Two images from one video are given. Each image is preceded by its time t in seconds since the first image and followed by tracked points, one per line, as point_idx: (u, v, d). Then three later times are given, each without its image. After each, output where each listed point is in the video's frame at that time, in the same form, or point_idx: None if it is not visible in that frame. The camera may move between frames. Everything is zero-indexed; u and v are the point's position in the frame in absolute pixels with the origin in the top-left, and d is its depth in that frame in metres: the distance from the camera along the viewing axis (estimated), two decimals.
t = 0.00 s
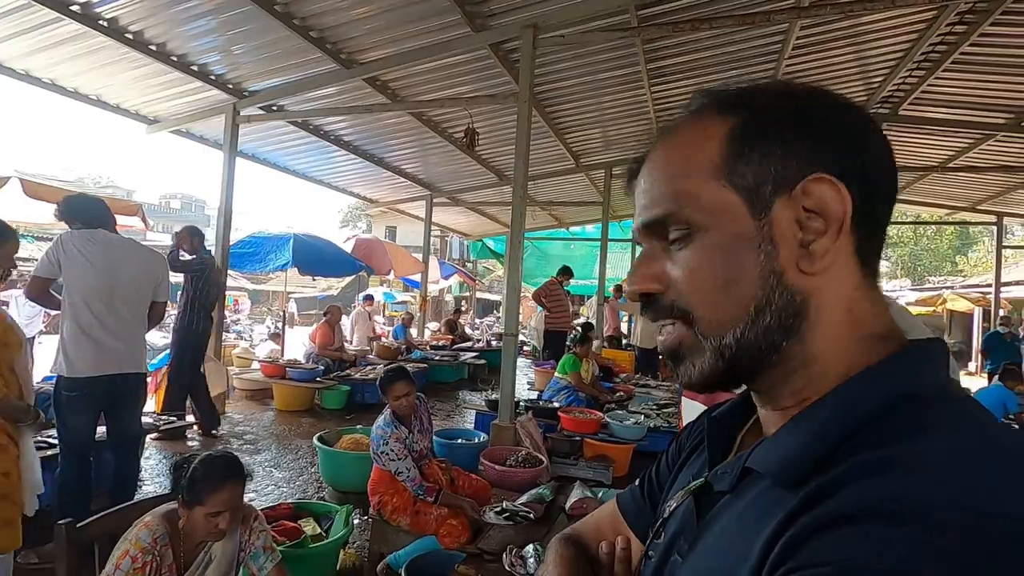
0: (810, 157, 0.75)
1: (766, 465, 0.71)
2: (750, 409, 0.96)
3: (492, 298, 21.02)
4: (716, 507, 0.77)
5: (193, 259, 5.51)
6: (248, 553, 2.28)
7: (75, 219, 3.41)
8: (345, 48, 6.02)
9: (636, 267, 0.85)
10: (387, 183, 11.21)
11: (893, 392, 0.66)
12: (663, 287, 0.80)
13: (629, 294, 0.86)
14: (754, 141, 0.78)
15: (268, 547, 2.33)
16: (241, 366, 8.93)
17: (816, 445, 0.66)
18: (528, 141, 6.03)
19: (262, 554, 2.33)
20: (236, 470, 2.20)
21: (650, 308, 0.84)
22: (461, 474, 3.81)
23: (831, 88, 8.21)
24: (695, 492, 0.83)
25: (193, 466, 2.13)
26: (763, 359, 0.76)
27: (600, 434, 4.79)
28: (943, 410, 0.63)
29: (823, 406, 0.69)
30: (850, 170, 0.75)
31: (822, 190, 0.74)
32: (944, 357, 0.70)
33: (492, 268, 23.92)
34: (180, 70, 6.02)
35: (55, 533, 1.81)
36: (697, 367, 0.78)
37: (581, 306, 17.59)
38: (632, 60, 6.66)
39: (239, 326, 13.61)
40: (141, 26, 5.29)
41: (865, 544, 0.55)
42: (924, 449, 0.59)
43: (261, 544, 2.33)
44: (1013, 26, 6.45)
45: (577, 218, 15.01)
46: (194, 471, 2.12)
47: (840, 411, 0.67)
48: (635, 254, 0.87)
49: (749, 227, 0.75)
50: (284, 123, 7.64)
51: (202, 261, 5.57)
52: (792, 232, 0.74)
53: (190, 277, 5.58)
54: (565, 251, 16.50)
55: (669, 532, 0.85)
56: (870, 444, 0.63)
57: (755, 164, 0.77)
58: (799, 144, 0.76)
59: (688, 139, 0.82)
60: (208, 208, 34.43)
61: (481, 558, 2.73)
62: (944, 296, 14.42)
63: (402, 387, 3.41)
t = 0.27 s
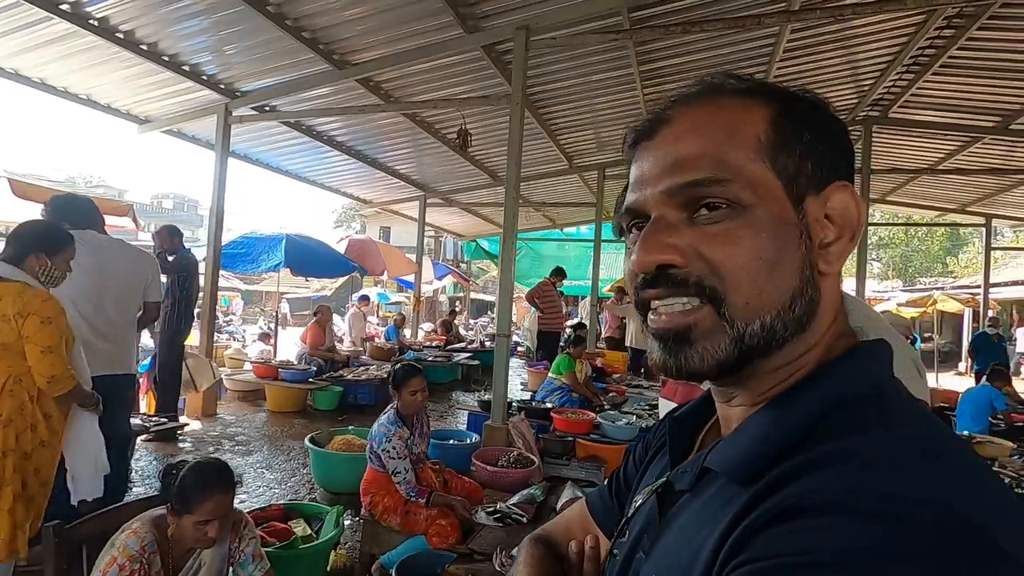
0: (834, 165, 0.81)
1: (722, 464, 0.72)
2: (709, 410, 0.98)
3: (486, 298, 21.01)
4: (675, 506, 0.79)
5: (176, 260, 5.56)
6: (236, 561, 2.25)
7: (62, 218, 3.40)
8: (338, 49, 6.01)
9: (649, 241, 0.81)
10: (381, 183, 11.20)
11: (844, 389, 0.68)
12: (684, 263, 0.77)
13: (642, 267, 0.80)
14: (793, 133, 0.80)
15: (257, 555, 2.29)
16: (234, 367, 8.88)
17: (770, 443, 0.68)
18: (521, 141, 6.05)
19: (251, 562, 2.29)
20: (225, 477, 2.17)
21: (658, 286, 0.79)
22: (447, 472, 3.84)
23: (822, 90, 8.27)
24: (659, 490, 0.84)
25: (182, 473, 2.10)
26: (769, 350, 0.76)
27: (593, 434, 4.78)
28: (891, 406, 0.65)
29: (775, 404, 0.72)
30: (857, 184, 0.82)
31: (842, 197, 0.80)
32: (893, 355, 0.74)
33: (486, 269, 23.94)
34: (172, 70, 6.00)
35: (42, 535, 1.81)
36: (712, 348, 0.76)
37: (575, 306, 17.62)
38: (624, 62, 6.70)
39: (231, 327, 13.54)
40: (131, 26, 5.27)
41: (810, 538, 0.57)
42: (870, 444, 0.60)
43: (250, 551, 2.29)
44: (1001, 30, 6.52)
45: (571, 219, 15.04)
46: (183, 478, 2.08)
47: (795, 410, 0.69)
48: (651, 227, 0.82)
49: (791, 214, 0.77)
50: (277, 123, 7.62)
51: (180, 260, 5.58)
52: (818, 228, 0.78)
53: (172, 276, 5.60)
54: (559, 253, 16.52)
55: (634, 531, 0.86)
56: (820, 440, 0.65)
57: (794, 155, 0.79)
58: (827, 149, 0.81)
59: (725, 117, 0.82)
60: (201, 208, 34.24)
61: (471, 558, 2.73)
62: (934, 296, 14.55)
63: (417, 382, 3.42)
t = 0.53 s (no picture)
0: (826, 173, 0.82)
1: (707, 466, 0.74)
2: (693, 411, 0.99)
3: (483, 299, 21.02)
4: (659, 507, 0.80)
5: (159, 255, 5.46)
6: (234, 560, 2.26)
7: (57, 219, 3.39)
8: (334, 50, 6.02)
9: (643, 242, 0.82)
10: (377, 184, 11.20)
11: (823, 393, 0.70)
12: (677, 266, 0.79)
13: (635, 267, 0.81)
14: (788, 138, 0.81)
15: (255, 554, 2.31)
16: (229, 367, 8.87)
17: (751, 447, 0.70)
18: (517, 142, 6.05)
19: (247, 562, 2.30)
20: (230, 476, 2.19)
21: (651, 287, 0.80)
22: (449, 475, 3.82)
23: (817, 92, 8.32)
24: (644, 491, 0.85)
25: (189, 470, 2.12)
26: (757, 354, 0.78)
27: (589, 435, 4.81)
28: (868, 410, 0.67)
29: (754, 408, 0.74)
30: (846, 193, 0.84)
31: (831, 206, 0.81)
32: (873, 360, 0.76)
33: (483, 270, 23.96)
34: (168, 70, 5.99)
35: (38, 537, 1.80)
36: (703, 351, 0.77)
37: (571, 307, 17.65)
38: (620, 64, 6.72)
39: (227, 327, 13.51)
40: (127, 26, 5.26)
41: (790, 544, 0.58)
42: (847, 450, 0.62)
43: (249, 551, 2.31)
44: (993, 33, 6.57)
45: (567, 219, 15.07)
46: (190, 475, 2.11)
47: (774, 414, 0.71)
48: (645, 227, 0.83)
49: (783, 220, 0.78)
50: (273, 124, 7.62)
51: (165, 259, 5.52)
52: (808, 235, 0.80)
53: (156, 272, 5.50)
54: (555, 253, 16.55)
55: (619, 530, 0.87)
56: (800, 444, 0.66)
57: (789, 162, 0.80)
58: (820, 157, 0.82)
59: (725, 119, 0.82)
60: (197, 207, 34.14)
61: (466, 558, 2.75)
62: (928, 297, 14.64)
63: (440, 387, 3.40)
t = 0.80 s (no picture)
0: (832, 175, 0.83)
1: (707, 465, 0.74)
2: (693, 411, 0.99)
3: (483, 300, 21.02)
4: (659, 507, 0.80)
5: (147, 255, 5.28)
6: (238, 559, 2.30)
7: (58, 220, 3.40)
8: (335, 51, 6.03)
9: (648, 239, 0.82)
10: (378, 184, 11.21)
11: (824, 392, 0.70)
12: (684, 264, 0.78)
13: (641, 265, 0.81)
14: (797, 138, 0.82)
15: (258, 555, 2.36)
16: (230, 368, 8.87)
17: (751, 448, 0.70)
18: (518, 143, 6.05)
19: (250, 562, 2.35)
20: (242, 473, 2.26)
21: (656, 285, 0.80)
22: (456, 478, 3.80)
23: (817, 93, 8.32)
24: (645, 491, 0.85)
25: (203, 466, 2.18)
26: (761, 354, 0.78)
27: (589, 436, 4.80)
28: (868, 410, 0.67)
29: (755, 408, 0.74)
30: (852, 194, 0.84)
31: (837, 207, 0.81)
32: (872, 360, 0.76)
33: (483, 271, 23.96)
34: (169, 71, 6.00)
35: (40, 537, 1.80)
36: (708, 350, 0.77)
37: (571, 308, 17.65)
38: (620, 65, 6.73)
39: (227, 328, 13.51)
40: (129, 27, 5.27)
41: (788, 543, 0.58)
42: (845, 450, 0.62)
43: (253, 551, 2.36)
44: (994, 34, 6.57)
45: (567, 220, 15.08)
46: (204, 471, 2.17)
47: (775, 414, 0.71)
48: (652, 224, 0.83)
49: (790, 221, 0.79)
50: (273, 124, 7.63)
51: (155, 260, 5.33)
52: (813, 236, 0.80)
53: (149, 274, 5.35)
54: (555, 254, 16.56)
55: (620, 530, 0.87)
56: (800, 444, 0.66)
57: (797, 163, 0.80)
58: (827, 159, 0.83)
59: (735, 118, 0.82)
60: (197, 208, 34.18)
61: (467, 559, 2.74)
62: (928, 298, 14.65)
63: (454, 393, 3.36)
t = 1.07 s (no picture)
0: (845, 172, 0.82)
1: (719, 467, 0.73)
2: (703, 412, 0.98)
3: (486, 301, 21.01)
4: (669, 510, 0.79)
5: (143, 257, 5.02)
6: (246, 560, 2.30)
7: (65, 218, 3.38)
8: (338, 52, 6.03)
9: (659, 238, 0.80)
10: (381, 185, 11.22)
11: (836, 391, 0.69)
12: (695, 263, 0.77)
13: (652, 264, 0.80)
14: (809, 135, 0.80)
15: (266, 556, 2.35)
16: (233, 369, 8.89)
17: (762, 449, 0.69)
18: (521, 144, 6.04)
19: (258, 563, 2.34)
20: (255, 475, 2.28)
21: (668, 284, 0.79)
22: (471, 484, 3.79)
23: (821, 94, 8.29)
24: (655, 493, 0.84)
25: (215, 467, 2.21)
26: (774, 354, 0.76)
27: (592, 437, 4.79)
28: (882, 410, 0.66)
29: (767, 408, 0.73)
30: (864, 192, 0.83)
31: (850, 204, 0.80)
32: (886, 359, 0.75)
33: (485, 272, 23.97)
34: (173, 72, 6.01)
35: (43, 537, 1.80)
36: (721, 349, 0.76)
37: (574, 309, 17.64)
38: (624, 65, 6.72)
39: (230, 329, 13.54)
40: (133, 28, 5.28)
41: (799, 546, 0.57)
42: (857, 451, 0.61)
43: (261, 552, 2.35)
44: (1000, 34, 6.54)
45: (570, 221, 15.07)
46: (217, 472, 2.19)
47: (787, 414, 0.70)
48: (661, 223, 0.82)
49: (803, 218, 0.77)
50: (277, 125, 7.64)
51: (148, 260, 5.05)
52: (826, 235, 0.79)
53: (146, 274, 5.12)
54: (558, 255, 16.55)
55: (629, 533, 0.86)
56: (811, 446, 0.65)
57: (809, 159, 0.79)
58: (840, 156, 0.82)
59: (747, 115, 0.81)
60: (201, 210, 34.29)
61: (470, 561, 2.73)
62: (932, 300, 14.59)
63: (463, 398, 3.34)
